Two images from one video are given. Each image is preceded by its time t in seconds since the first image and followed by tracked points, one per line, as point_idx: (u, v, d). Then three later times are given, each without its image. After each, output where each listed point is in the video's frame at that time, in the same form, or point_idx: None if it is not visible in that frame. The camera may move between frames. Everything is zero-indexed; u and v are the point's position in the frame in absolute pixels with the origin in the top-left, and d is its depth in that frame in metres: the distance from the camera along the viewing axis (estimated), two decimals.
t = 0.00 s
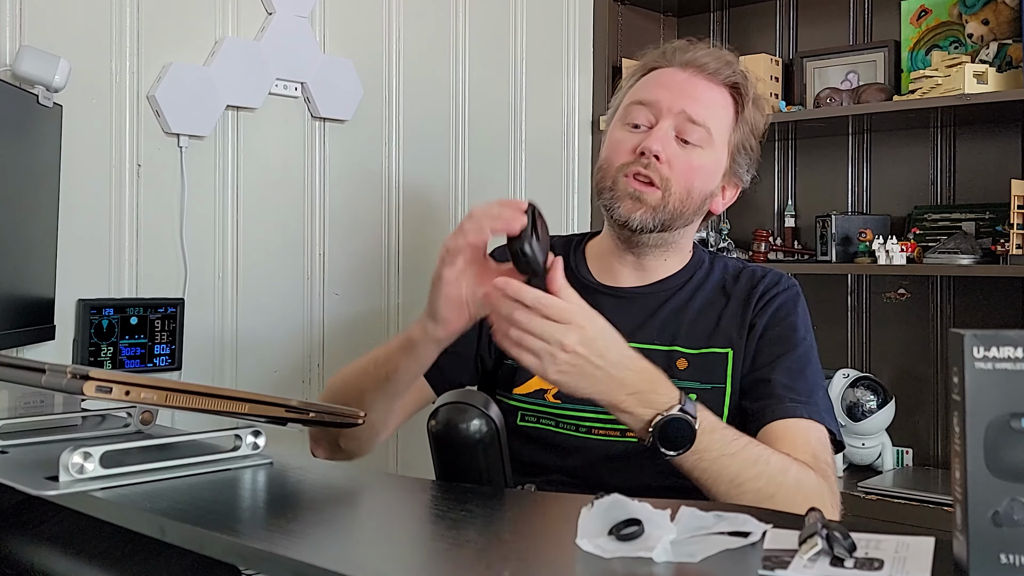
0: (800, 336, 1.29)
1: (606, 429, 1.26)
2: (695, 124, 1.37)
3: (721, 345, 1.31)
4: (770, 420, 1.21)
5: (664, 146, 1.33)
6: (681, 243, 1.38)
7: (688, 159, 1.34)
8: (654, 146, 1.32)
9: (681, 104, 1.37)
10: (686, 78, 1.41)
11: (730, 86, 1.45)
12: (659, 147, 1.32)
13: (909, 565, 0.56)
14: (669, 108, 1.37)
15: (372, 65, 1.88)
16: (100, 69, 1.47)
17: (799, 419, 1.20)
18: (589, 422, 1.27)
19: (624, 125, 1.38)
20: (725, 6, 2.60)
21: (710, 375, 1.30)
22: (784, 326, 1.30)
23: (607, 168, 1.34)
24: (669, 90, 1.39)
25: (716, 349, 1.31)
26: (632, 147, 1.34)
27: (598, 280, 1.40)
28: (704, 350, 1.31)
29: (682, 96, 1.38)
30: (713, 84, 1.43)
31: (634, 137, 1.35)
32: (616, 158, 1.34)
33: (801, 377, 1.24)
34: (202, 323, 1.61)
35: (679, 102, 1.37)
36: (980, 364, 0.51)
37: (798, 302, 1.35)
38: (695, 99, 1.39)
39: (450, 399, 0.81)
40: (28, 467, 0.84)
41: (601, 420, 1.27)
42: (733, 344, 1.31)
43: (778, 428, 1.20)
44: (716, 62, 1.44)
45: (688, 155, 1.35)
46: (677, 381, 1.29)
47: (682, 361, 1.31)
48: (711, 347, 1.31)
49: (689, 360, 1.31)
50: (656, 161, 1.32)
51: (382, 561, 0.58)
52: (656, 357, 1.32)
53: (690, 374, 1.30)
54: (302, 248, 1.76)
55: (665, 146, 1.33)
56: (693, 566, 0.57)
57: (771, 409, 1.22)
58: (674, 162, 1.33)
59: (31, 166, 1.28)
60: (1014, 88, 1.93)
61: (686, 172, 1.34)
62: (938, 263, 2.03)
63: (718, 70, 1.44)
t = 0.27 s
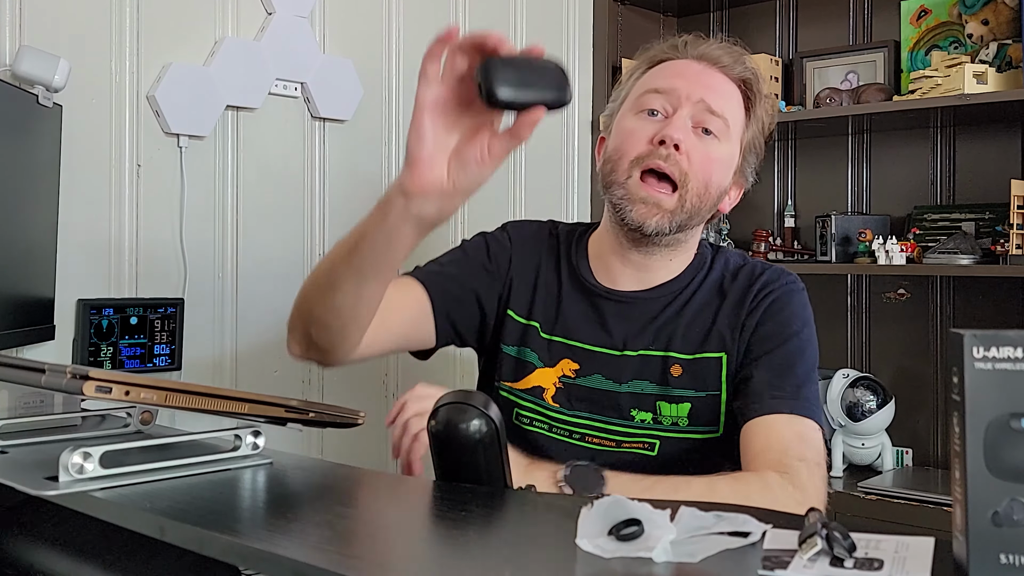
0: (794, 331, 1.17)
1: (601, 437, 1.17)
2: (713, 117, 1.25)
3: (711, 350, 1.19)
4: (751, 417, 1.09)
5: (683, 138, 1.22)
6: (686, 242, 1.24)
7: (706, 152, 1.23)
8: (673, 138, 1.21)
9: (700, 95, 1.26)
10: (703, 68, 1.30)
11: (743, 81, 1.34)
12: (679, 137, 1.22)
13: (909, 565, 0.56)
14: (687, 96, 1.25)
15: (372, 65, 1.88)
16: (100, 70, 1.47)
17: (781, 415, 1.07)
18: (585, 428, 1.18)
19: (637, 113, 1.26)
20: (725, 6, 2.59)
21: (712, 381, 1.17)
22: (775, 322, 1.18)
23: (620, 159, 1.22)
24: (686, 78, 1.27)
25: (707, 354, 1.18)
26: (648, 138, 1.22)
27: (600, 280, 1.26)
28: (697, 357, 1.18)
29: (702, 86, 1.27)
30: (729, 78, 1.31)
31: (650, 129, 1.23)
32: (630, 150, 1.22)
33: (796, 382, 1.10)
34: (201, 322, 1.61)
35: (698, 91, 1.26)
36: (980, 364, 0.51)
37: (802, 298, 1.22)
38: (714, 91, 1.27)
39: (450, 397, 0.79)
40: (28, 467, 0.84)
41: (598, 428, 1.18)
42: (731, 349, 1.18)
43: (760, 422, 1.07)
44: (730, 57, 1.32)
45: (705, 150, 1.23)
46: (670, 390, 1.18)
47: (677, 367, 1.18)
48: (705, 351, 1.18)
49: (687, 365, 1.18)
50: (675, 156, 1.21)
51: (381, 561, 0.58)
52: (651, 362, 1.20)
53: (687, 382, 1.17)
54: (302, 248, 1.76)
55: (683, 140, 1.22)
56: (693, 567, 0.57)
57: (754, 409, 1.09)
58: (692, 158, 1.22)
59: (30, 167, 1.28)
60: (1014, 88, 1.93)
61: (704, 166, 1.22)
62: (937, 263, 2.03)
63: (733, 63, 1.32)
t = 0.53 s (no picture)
0: (793, 324, 1.12)
1: (603, 445, 1.14)
2: (722, 112, 1.19)
3: (710, 353, 1.15)
4: (742, 417, 1.03)
5: (694, 134, 1.15)
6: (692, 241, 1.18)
7: (716, 150, 1.16)
8: (684, 135, 1.14)
9: (709, 89, 1.19)
10: (710, 62, 1.23)
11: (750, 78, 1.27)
12: (689, 136, 1.14)
13: (909, 565, 0.56)
14: (695, 92, 1.19)
15: (372, 65, 1.88)
16: (100, 69, 1.47)
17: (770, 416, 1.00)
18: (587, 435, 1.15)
19: (642, 109, 1.19)
20: (725, 6, 2.59)
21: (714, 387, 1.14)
22: (774, 317, 1.13)
23: (626, 156, 1.15)
24: (694, 72, 1.21)
25: (707, 357, 1.15)
26: (656, 136, 1.15)
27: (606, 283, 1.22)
28: (697, 360, 1.15)
29: (709, 81, 1.20)
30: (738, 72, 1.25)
31: (657, 125, 1.16)
32: (636, 147, 1.15)
33: (790, 379, 1.04)
34: (202, 322, 1.61)
35: (707, 86, 1.19)
36: (980, 364, 0.51)
37: (805, 293, 1.18)
38: (722, 84, 1.21)
39: (447, 398, 0.80)
40: (28, 467, 0.84)
41: (601, 435, 1.14)
42: (731, 351, 1.14)
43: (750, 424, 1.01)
44: (738, 51, 1.26)
45: (715, 146, 1.17)
46: (671, 396, 1.14)
47: (678, 372, 1.15)
48: (704, 355, 1.15)
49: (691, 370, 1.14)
50: (686, 152, 1.14)
51: (382, 561, 0.58)
52: (651, 367, 1.16)
53: (688, 388, 1.14)
54: (302, 248, 1.76)
55: (694, 135, 1.15)
56: (694, 566, 0.57)
57: (746, 404, 1.04)
58: (703, 154, 1.15)
59: (30, 166, 1.28)
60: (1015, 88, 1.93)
61: (714, 164, 1.16)
62: (937, 263, 2.03)
63: (740, 58, 1.25)
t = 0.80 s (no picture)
0: (799, 322, 1.10)
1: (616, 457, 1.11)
2: (734, 112, 1.13)
3: (720, 357, 1.13)
4: (749, 424, 1.00)
5: (706, 136, 1.08)
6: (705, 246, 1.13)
7: (729, 154, 1.10)
8: (696, 137, 1.07)
9: (720, 87, 1.12)
10: (720, 59, 1.16)
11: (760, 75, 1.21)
12: (701, 138, 1.07)
13: (909, 565, 0.56)
14: (706, 92, 1.12)
15: (371, 65, 1.88)
16: (100, 70, 1.47)
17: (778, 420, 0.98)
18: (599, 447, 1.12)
19: (650, 108, 1.11)
20: (725, 6, 2.59)
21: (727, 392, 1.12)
22: (779, 316, 1.11)
23: (633, 159, 1.08)
24: (705, 69, 1.13)
25: (717, 361, 1.12)
26: (666, 139, 1.08)
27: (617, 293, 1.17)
28: (708, 365, 1.13)
29: (720, 78, 1.14)
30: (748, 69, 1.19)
31: (667, 126, 1.09)
32: (645, 151, 1.07)
33: (796, 382, 1.02)
34: (202, 323, 1.61)
35: (719, 84, 1.12)
36: (980, 364, 0.51)
37: (811, 287, 1.16)
38: (733, 81, 1.14)
39: (447, 398, 0.80)
40: (29, 467, 0.84)
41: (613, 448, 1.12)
42: (739, 354, 1.12)
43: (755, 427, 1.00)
44: (749, 46, 1.20)
45: (728, 149, 1.10)
46: (685, 404, 1.12)
47: (692, 379, 1.12)
48: (714, 358, 1.13)
49: (704, 376, 1.12)
50: (698, 155, 1.06)
51: (382, 561, 0.58)
52: (663, 375, 1.13)
53: (702, 394, 1.12)
54: (301, 248, 1.76)
55: (706, 137, 1.08)
56: (695, 566, 0.57)
57: (753, 410, 1.01)
58: (716, 157, 1.08)
59: (30, 166, 1.28)
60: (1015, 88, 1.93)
61: (728, 167, 1.09)
62: (937, 262, 2.03)
63: (751, 54, 1.19)
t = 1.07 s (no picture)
0: (802, 313, 1.11)
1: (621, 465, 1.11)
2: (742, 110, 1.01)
3: (721, 356, 1.13)
4: (752, 423, 1.01)
5: (710, 142, 0.96)
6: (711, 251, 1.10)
7: (734, 155, 0.99)
8: (700, 145, 0.94)
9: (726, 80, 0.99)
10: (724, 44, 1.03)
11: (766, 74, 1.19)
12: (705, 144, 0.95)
13: (909, 565, 0.56)
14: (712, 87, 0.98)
15: (371, 65, 1.88)
16: (100, 70, 1.47)
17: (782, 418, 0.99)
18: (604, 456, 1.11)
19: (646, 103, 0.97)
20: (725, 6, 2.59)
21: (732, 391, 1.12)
22: (780, 307, 1.12)
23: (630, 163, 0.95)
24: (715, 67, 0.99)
25: (719, 361, 1.12)
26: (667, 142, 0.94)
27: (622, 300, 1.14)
28: (710, 365, 1.13)
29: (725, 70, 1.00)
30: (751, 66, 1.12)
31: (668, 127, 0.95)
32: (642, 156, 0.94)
33: (800, 377, 1.02)
34: (202, 323, 1.61)
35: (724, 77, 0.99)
36: (980, 365, 0.51)
37: (813, 276, 1.18)
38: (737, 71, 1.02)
39: (446, 399, 0.79)
40: (30, 467, 0.84)
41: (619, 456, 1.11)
42: (743, 351, 1.12)
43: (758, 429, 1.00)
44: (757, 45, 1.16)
45: (733, 150, 0.99)
46: (691, 406, 1.12)
47: (698, 380, 1.12)
48: (716, 358, 1.13)
49: (709, 378, 1.12)
50: (700, 163, 0.95)
51: (382, 561, 0.58)
52: (668, 378, 1.13)
53: (710, 394, 1.11)
54: (302, 248, 1.76)
55: (711, 143, 0.96)
56: (695, 566, 0.58)
57: (756, 409, 1.02)
58: (720, 162, 0.96)
59: (30, 166, 1.28)
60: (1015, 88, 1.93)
61: (732, 176, 0.99)
62: (937, 262, 2.03)
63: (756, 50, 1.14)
